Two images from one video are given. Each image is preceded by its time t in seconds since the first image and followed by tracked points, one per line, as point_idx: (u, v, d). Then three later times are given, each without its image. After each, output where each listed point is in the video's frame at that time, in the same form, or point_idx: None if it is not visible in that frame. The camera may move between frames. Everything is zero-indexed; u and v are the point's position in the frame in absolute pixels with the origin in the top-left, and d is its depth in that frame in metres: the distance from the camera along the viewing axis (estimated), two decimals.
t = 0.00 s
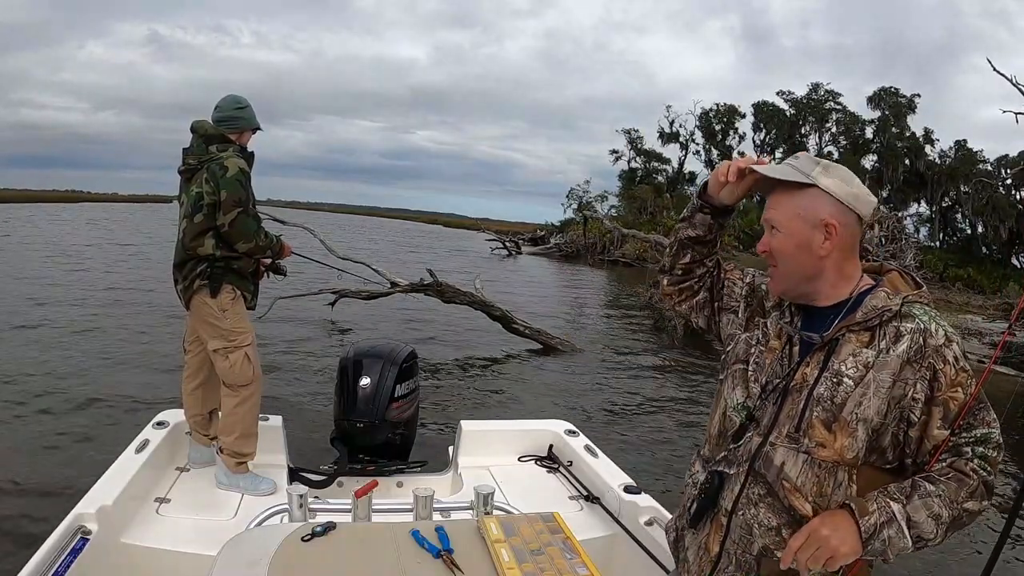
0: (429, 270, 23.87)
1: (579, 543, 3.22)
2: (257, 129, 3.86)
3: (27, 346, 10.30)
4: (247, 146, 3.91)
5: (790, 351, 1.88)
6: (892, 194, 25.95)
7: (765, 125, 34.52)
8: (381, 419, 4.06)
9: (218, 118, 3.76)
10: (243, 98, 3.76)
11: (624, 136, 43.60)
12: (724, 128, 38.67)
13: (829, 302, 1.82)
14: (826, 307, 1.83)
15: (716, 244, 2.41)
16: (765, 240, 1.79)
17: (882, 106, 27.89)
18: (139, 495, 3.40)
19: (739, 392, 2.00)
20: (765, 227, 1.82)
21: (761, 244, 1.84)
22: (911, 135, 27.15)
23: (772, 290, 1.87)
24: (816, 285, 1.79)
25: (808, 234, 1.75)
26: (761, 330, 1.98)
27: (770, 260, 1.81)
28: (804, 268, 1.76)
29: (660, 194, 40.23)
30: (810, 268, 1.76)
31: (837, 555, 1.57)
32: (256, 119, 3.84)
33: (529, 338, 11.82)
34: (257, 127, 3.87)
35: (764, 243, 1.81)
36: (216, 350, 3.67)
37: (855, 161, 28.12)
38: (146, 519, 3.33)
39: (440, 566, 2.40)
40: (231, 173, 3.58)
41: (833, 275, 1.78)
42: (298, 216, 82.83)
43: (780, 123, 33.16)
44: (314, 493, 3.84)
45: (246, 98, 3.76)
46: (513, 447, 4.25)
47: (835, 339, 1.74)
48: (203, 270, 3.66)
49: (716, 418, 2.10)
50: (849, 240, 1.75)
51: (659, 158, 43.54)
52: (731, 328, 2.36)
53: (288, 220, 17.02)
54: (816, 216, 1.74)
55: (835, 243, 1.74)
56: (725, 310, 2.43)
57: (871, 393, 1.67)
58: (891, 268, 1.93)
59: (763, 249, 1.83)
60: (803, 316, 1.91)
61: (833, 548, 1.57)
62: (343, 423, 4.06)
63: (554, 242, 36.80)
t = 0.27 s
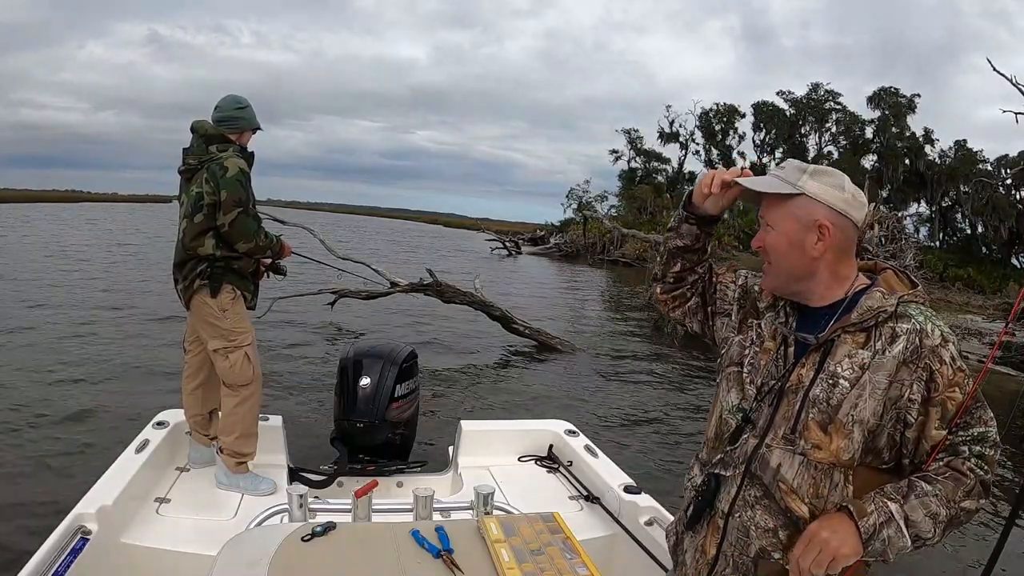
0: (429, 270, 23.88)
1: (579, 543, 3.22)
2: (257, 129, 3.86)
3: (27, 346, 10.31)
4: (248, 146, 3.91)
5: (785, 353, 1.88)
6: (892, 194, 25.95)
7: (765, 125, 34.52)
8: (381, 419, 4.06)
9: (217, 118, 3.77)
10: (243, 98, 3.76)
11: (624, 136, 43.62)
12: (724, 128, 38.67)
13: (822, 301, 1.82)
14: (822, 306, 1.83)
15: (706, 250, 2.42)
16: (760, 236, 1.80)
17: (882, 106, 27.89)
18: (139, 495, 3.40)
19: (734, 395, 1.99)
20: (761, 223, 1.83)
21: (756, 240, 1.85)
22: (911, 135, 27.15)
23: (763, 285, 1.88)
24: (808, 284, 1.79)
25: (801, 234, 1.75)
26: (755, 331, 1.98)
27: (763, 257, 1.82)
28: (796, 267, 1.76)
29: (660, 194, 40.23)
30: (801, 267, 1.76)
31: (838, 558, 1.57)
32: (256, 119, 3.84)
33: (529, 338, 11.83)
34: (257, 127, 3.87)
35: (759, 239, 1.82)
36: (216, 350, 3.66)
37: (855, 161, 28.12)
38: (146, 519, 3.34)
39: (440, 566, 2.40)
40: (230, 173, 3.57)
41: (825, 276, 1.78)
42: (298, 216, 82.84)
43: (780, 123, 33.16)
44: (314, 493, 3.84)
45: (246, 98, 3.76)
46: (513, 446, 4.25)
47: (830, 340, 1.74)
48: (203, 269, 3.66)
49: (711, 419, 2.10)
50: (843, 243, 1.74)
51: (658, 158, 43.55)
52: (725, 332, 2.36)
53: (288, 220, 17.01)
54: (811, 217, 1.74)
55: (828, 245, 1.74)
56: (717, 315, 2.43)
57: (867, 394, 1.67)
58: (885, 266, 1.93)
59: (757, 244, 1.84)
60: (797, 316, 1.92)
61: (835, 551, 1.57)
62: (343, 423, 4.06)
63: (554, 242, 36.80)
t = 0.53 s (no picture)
0: (429, 270, 23.89)
1: (579, 543, 3.22)
2: (256, 129, 3.86)
3: (27, 346, 10.31)
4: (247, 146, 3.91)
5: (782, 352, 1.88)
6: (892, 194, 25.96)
7: (765, 126, 34.53)
8: (381, 419, 4.06)
9: (217, 118, 3.77)
10: (242, 98, 3.76)
11: (624, 136, 43.63)
12: (724, 128, 38.69)
13: (819, 301, 1.83)
14: (819, 305, 1.84)
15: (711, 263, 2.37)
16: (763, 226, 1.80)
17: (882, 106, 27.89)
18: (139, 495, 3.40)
19: (730, 396, 1.98)
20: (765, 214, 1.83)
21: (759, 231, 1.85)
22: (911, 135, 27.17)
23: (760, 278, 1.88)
24: (806, 281, 1.80)
25: (805, 230, 1.75)
26: (752, 331, 1.98)
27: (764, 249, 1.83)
28: (797, 262, 1.76)
29: (660, 194, 40.26)
30: (802, 263, 1.76)
31: (839, 557, 1.56)
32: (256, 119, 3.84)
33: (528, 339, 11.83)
34: (257, 127, 3.87)
35: (762, 231, 1.83)
36: (216, 350, 3.66)
37: (855, 161, 28.13)
38: (146, 519, 3.34)
39: (440, 566, 2.40)
40: (230, 174, 3.58)
41: (824, 275, 1.78)
42: (297, 216, 82.82)
43: (780, 123, 33.17)
44: (314, 493, 3.84)
45: (246, 98, 3.76)
46: (513, 447, 4.25)
47: (827, 340, 1.75)
48: (203, 269, 3.66)
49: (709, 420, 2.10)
50: (844, 242, 1.75)
51: (658, 158, 43.58)
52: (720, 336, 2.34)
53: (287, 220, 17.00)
54: (816, 214, 1.74)
55: (830, 243, 1.75)
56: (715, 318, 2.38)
57: (865, 392, 1.67)
58: (882, 266, 1.93)
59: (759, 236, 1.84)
60: (795, 316, 1.92)
61: (836, 550, 1.56)
62: (343, 423, 4.06)
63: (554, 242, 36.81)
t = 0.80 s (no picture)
0: (429, 270, 23.90)
1: (579, 543, 3.22)
2: (257, 129, 3.86)
3: (27, 346, 10.31)
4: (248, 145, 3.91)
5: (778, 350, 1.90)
6: (892, 195, 25.97)
7: (766, 127, 34.55)
8: (381, 419, 4.06)
9: (218, 118, 3.77)
10: (242, 98, 3.77)
11: (624, 137, 43.65)
12: (724, 129, 38.71)
13: (819, 298, 1.83)
14: (817, 302, 1.85)
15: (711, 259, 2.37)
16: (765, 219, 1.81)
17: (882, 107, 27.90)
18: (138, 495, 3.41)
19: (727, 394, 1.99)
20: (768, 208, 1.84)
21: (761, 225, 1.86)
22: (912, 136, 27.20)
23: (760, 272, 1.88)
24: (806, 276, 1.80)
25: (806, 224, 1.76)
26: (749, 329, 1.99)
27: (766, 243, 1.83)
28: (797, 256, 1.77)
29: (660, 195, 40.29)
30: (802, 257, 1.77)
31: (830, 553, 1.55)
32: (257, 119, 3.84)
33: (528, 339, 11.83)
34: (257, 126, 3.88)
35: (764, 224, 1.83)
36: (216, 350, 3.66)
37: (856, 163, 28.15)
38: (146, 519, 3.34)
39: (440, 566, 2.40)
40: (230, 174, 3.58)
41: (825, 269, 1.78)
42: (298, 215, 82.83)
43: (780, 124, 33.19)
44: (314, 493, 3.84)
45: (246, 98, 3.76)
46: (513, 447, 4.25)
47: (822, 337, 1.76)
48: (203, 270, 3.66)
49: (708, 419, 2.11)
50: (845, 237, 1.76)
51: (659, 158, 43.61)
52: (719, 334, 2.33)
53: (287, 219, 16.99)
54: (818, 208, 1.74)
55: (831, 239, 1.75)
56: (714, 316, 2.37)
57: (860, 389, 1.68)
58: (882, 266, 1.94)
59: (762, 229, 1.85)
60: (792, 313, 1.93)
61: (826, 545, 1.55)
62: (343, 423, 4.07)
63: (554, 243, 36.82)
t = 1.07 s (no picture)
0: (429, 270, 23.91)
1: (579, 543, 3.22)
2: (256, 129, 3.86)
3: (27, 346, 10.31)
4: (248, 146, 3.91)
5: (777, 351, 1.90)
6: (893, 196, 26.00)
7: (766, 127, 34.59)
8: (381, 419, 4.06)
9: (218, 118, 3.77)
10: (243, 98, 3.77)
11: (624, 137, 43.70)
12: (724, 130, 38.75)
13: (818, 297, 1.84)
14: (817, 301, 1.85)
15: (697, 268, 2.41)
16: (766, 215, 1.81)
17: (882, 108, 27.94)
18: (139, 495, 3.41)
19: (725, 396, 1.99)
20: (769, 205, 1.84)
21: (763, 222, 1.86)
22: (912, 137, 27.25)
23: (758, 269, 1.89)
24: (804, 274, 1.80)
25: (805, 222, 1.76)
26: (749, 328, 1.98)
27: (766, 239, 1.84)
28: (795, 254, 1.78)
29: (660, 195, 40.31)
30: (800, 256, 1.77)
31: (843, 561, 1.53)
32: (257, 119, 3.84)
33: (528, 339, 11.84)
34: (257, 126, 3.87)
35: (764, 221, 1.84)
36: (216, 350, 3.67)
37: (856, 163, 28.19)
38: (147, 519, 3.34)
39: (440, 566, 2.40)
40: (230, 174, 3.58)
41: (823, 269, 1.79)
42: (298, 216, 82.86)
43: (780, 125, 33.23)
44: (314, 493, 3.84)
45: (246, 98, 3.77)
46: (513, 447, 4.25)
47: (823, 337, 1.75)
48: (203, 269, 3.66)
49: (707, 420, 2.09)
50: (844, 237, 1.76)
51: (659, 159, 43.65)
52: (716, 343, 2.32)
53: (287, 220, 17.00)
54: (818, 207, 1.75)
55: (830, 238, 1.75)
56: (711, 325, 2.37)
57: (862, 390, 1.67)
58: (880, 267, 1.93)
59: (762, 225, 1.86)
60: (792, 313, 1.93)
61: (838, 551, 1.54)
62: (343, 423, 4.07)
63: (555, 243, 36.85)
